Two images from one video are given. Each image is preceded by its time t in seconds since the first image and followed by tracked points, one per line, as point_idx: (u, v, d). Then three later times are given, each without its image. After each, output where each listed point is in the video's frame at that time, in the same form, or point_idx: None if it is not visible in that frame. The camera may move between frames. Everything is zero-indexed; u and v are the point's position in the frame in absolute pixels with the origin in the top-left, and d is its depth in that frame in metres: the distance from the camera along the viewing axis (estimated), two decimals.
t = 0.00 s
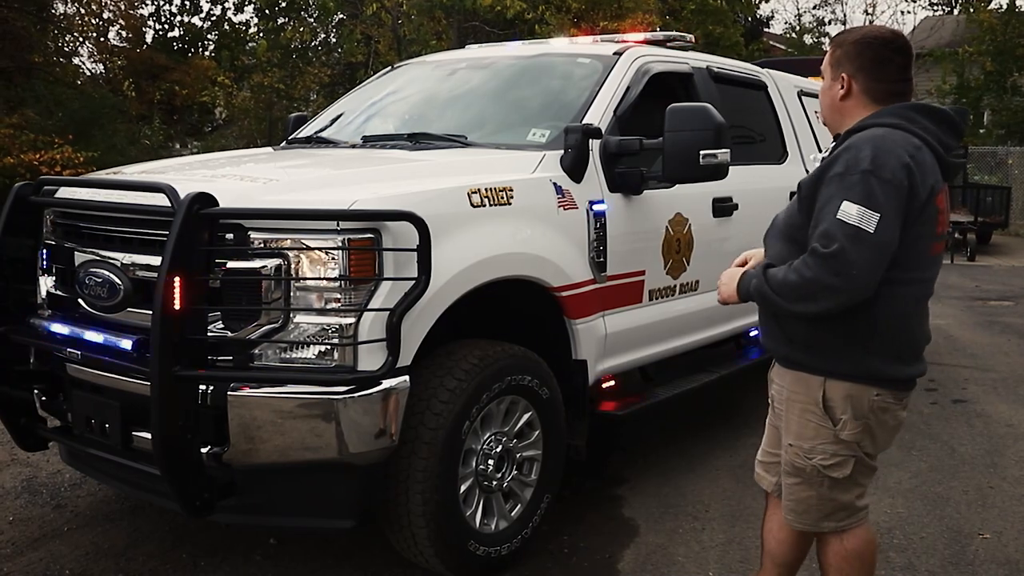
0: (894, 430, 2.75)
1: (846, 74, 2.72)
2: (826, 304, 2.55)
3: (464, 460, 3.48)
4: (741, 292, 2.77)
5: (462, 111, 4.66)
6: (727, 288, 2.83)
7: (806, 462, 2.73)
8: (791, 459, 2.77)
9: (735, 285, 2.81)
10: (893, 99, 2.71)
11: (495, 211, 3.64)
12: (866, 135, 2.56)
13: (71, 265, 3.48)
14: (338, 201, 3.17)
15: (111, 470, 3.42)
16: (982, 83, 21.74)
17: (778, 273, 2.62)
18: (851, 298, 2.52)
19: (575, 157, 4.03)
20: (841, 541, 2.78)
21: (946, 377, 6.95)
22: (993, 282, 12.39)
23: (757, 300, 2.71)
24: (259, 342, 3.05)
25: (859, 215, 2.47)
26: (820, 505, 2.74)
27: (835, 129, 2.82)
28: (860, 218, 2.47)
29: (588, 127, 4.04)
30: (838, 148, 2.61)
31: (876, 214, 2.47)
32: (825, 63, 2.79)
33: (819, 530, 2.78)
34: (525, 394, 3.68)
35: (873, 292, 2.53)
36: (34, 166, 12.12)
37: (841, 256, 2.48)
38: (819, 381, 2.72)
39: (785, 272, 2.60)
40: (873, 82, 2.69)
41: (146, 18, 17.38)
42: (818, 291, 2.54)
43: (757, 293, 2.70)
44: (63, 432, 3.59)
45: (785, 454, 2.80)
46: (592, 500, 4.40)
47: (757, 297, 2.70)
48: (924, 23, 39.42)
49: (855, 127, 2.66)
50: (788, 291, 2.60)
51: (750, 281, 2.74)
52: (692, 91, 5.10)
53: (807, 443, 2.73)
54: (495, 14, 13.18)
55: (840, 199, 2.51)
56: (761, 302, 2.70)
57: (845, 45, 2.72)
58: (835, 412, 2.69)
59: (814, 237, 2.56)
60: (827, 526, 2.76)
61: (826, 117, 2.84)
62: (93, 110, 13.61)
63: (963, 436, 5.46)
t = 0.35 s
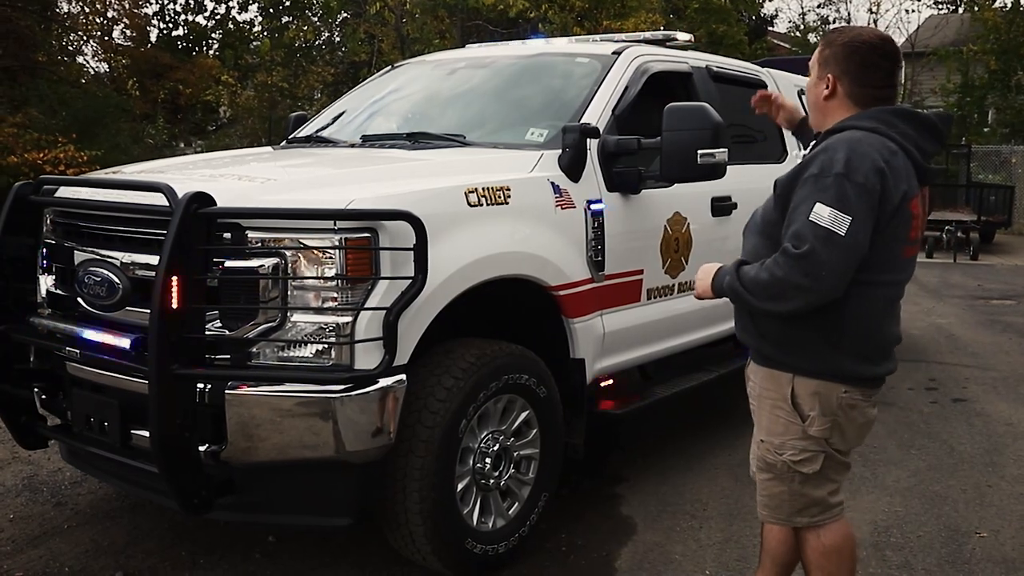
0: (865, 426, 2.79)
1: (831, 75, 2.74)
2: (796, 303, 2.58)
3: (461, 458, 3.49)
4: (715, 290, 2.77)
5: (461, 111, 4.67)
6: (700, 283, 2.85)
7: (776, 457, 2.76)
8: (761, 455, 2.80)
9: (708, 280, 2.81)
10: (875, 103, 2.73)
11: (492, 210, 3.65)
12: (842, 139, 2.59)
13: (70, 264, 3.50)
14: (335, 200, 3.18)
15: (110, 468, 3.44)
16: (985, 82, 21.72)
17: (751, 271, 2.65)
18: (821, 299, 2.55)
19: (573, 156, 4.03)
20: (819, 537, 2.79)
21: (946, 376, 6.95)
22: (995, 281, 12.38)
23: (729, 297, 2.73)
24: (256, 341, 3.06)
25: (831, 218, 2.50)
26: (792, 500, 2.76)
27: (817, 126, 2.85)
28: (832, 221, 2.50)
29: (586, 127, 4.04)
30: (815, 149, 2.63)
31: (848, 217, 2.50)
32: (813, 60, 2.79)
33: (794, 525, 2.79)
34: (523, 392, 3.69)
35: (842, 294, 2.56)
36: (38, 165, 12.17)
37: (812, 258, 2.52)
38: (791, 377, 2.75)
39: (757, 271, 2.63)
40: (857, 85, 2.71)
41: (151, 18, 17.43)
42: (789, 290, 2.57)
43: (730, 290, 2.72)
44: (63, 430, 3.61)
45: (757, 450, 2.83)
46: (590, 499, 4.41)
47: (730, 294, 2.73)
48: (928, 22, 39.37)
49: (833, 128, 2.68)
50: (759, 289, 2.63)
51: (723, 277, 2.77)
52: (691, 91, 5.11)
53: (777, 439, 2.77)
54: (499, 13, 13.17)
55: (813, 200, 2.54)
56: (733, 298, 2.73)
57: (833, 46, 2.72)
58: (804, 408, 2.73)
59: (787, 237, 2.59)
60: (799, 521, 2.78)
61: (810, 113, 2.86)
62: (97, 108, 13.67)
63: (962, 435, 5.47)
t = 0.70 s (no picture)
0: (853, 421, 2.81)
1: (822, 75, 2.75)
2: (796, 307, 2.59)
3: (458, 455, 3.51)
4: (708, 289, 2.81)
5: (460, 110, 4.70)
6: (693, 285, 2.84)
7: (767, 454, 2.77)
8: (753, 452, 2.81)
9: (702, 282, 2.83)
10: (864, 103, 2.75)
11: (489, 209, 3.67)
12: (838, 142, 2.60)
13: (70, 263, 3.53)
14: (332, 199, 3.20)
15: (110, 465, 3.46)
16: (991, 81, 21.67)
17: (749, 274, 2.65)
18: (820, 303, 2.57)
19: (570, 155, 4.05)
20: (811, 532, 2.81)
21: (947, 374, 6.95)
22: (999, 280, 12.37)
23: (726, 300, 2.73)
24: (254, 339, 3.09)
25: (830, 222, 2.52)
26: (784, 496, 2.78)
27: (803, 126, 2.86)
28: (831, 225, 2.52)
29: (583, 127, 4.04)
30: (808, 151, 2.65)
31: (847, 221, 2.52)
32: (802, 60, 2.81)
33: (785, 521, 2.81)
34: (520, 390, 3.71)
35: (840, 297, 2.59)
36: (44, 165, 12.25)
37: (812, 262, 2.53)
38: (783, 375, 2.76)
39: (755, 274, 2.64)
40: (846, 86, 2.73)
41: (155, 17, 17.48)
42: (788, 293, 2.58)
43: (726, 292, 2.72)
44: (64, 428, 3.63)
45: (748, 447, 2.83)
46: (588, 497, 4.43)
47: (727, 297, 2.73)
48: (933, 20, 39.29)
49: (825, 131, 2.69)
50: (759, 294, 2.64)
51: (719, 280, 2.76)
52: (690, 90, 5.13)
53: (768, 436, 2.77)
54: (503, 12, 13.15)
55: (811, 204, 2.55)
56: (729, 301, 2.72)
57: (823, 46, 2.74)
58: (796, 405, 2.74)
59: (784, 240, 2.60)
60: (792, 516, 2.80)
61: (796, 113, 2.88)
62: (101, 108, 13.75)
63: (961, 434, 5.47)
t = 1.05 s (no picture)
0: (863, 417, 2.84)
1: (829, 75, 2.76)
2: (817, 309, 2.61)
3: (460, 453, 3.54)
4: (723, 294, 2.77)
5: (464, 110, 4.72)
6: (704, 289, 2.82)
7: (779, 453, 2.78)
8: (764, 452, 2.82)
9: (713, 285, 2.80)
10: (870, 102, 2.78)
11: (491, 208, 3.69)
12: (851, 142, 2.61)
13: (77, 263, 3.56)
14: (335, 199, 3.23)
15: (116, 462, 3.50)
16: (1001, 78, 21.57)
17: (768, 277, 2.65)
18: (842, 304, 2.60)
19: (572, 155, 4.07)
20: (817, 530, 2.83)
21: (953, 373, 6.94)
22: (1008, 278, 12.33)
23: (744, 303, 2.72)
24: (258, 338, 3.12)
25: (851, 223, 2.54)
26: (795, 495, 2.80)
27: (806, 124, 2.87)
28: (852, 227, 2.54)
29: (585, 126, 4.07)
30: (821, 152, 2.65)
31: (868, 222, 2.54)
32: (806, 58, 2.80)
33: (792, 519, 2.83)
34: (522, 388, 3.74)
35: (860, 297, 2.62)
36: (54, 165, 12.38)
37: (836, 264, 2.55)
38: (796, 373, 2.77)
39: (775, 277, 2.64)
40: (854, 85, 2.75)
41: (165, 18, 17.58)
42: (810, 296, 2.59)
43: (744, 296, 2.71)
44: (71, 426, 3.67)
45: (759, 447, 2.85)
46: (592, 494, 4.45)
47: (744, 301, 2.72)
48: (943, 18, 39.14)
49: (834, 129, 2.70)
50: (778, 297, 2.64)
51: (733, 283, 2.75)
52: (693, 89, 5.14)
53: (779, 436, 2.78)
54: (511, 11, 13.15)
55: (831, 206, 2.56)
56: (745, 304, 2.72)
57: (830, 45, 2.74)
58: (808, 404, 2.75)
59: (803, 242, 2.61)
60: (802, 514, 2.82)
61: (797, 111, 2.88)
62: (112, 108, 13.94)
63: (966, 432, 5.47)
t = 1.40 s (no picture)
0: (895, 415, 2.81)
1: (859, 75, 2.69)
2: (864, 314, 2.55)
3: (468, 450, 3.57)
4: (763, 308, 2.66)
5: (473, 111, 4.75)
6: (740, 305, 2.70)
7: (818, 458, 2.73)
8: (802, 457, 2.76)
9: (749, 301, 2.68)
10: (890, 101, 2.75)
11: (498, 208, 3.72)
12: (878, 142, 2.57)
13: (89, 263, 3.61)
14: (342, 199, 3.27)
15: (129, 459, 3.55)
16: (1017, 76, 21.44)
17: (812, 288, 2.57)
18: (889, 307, 2.56)
19: (578, 155, 4.11)
20: (846, 531, 2.79)
21: (964, 371, 6.93)
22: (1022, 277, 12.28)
23: (786, 317, 2.63)
24: (267, 336, 3.16)
25: (895, 225, 2.50)
26: (832, 499, 2.75)
27: (825, 130, 2.76)
28: (897, 228, 2.50)
29: (592, 126, 4.11)
30: (848, 153, 2.60)
31: (910, 222, 2.51)
32: (827, 60, 2.70)
33: (821, 523, 2.78)
34: (530, 386, 3.76)
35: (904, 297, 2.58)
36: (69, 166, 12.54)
37: (885, 268, 2.50)
38: (833, 377, 2.72)
39: (819, 287, 2.56)
40: (880, 85, 2.71)
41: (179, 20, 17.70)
42: (859, 302, 2.53)
43: (786, 309, 2.61)
44: (84, 424, 3.73)
45: (794, 453, 2.79)
46: (600, 492, 4.48)
47: (787, 315, 2.62)
48: (958, 16, 38.94)
49: (857, 129, 2.64)
50: (826, 307, 2.55)
51: (773, 298, 2.64)
52: (701, 89, 5.16)
53: (817, 439, 2.73)
54: (523, 11, 13.17)
55: (872, 209, 2.51)
56: (788, 318, 2.62)
57: (855, 45, 2.67)
58: (848, 405, 2.71)
59: (846, 248, 2.55)
60: (838, 518, 2.77)
61: (813, 118, 2.76)
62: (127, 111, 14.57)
63: (976, 430, 5.46)
